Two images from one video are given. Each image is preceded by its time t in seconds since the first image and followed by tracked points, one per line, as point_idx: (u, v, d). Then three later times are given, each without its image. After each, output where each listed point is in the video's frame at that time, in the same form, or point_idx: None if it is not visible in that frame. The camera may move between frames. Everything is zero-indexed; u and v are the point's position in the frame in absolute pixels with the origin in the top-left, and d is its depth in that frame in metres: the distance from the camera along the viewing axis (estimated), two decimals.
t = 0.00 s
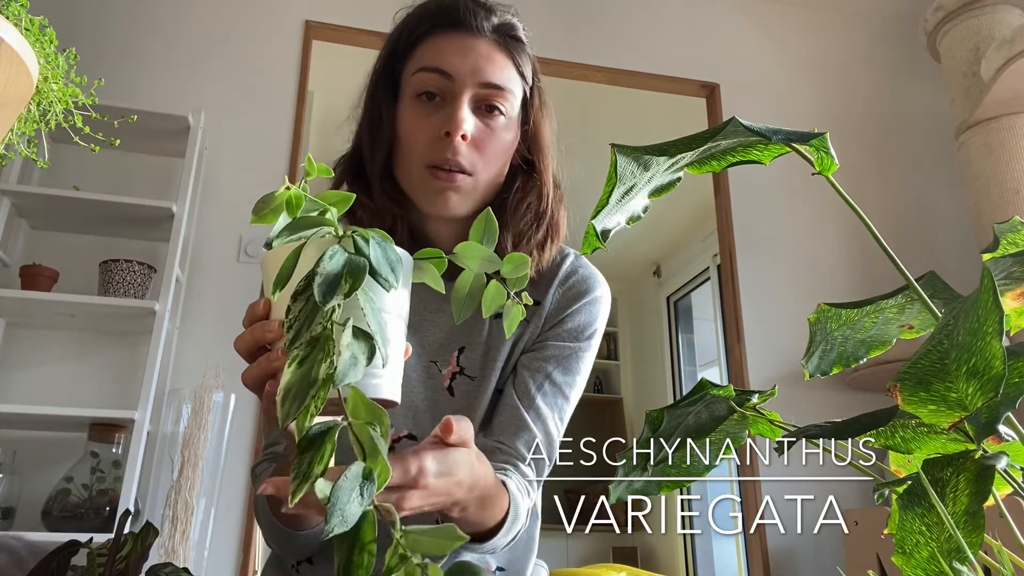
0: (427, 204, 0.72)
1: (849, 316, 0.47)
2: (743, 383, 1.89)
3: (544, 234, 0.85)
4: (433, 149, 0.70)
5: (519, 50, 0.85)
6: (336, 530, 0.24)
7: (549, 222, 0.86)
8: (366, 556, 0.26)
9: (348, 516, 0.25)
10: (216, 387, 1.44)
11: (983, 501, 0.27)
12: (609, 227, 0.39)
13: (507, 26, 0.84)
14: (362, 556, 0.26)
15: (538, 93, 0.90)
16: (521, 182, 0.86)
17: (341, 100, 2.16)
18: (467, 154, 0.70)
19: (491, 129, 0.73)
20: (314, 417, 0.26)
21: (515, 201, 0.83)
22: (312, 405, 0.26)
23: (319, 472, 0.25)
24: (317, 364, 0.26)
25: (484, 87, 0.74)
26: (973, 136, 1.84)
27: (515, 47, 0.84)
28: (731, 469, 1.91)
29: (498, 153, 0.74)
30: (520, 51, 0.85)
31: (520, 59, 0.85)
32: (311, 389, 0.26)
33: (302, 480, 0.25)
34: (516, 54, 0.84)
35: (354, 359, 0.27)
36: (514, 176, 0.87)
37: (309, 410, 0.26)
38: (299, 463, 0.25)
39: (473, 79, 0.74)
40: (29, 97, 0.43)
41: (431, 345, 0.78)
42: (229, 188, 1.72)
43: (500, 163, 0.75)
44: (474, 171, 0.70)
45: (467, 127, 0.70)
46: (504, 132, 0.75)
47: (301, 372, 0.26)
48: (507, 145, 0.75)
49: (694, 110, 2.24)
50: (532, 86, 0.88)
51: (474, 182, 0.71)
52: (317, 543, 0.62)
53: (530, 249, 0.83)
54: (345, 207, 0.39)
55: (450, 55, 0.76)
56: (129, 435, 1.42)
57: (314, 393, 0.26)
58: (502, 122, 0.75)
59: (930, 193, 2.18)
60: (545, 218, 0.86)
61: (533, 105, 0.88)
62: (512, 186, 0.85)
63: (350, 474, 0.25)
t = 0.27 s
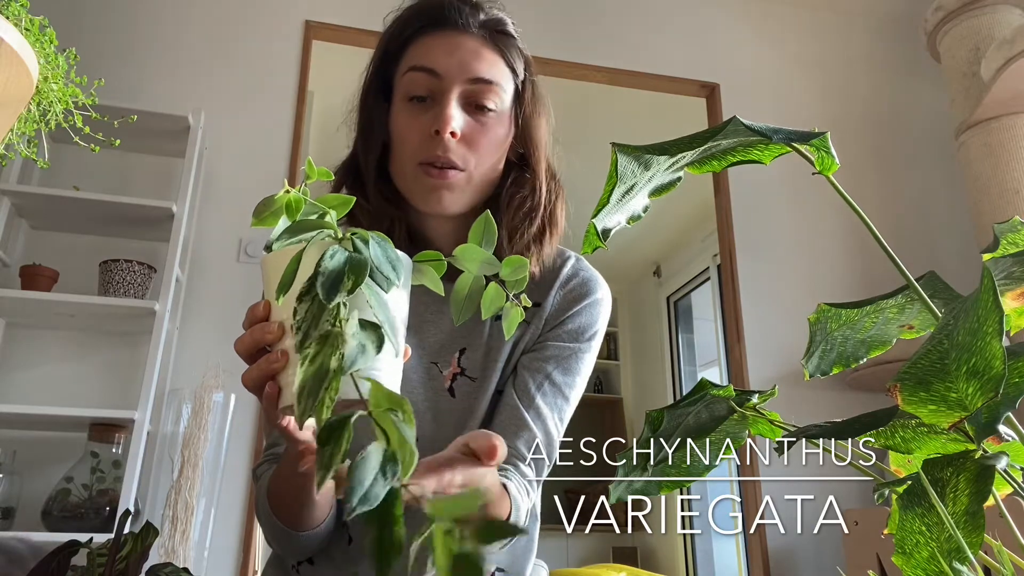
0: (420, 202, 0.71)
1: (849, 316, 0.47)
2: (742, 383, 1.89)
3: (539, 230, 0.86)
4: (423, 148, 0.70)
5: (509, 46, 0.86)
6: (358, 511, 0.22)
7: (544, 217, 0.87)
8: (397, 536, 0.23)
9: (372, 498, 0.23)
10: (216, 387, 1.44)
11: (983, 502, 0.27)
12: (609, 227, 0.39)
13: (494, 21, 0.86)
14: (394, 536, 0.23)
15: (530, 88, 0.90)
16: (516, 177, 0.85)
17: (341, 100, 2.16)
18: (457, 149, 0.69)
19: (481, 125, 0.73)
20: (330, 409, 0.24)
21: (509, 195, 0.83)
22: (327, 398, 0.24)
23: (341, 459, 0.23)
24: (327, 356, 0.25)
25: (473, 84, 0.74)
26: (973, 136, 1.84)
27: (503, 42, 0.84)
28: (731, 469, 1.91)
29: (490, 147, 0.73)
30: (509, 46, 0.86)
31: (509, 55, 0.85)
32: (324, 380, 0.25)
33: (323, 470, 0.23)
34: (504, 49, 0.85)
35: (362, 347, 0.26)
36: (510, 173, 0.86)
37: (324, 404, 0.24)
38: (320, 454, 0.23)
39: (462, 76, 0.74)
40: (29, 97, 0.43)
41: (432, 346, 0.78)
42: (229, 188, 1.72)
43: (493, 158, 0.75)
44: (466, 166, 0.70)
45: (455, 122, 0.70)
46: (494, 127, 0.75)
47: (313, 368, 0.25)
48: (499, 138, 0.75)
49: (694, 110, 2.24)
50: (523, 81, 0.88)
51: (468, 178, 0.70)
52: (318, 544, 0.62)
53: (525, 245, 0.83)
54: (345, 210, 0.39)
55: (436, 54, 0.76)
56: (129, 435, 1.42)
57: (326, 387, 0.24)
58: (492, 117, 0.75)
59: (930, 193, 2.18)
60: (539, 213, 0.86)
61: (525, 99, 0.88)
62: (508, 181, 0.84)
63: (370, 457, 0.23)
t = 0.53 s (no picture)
0: (420, 200, 0.71)
1: (849, 316, 0.47)
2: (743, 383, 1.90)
3: (540, 224, 0.86)
4: (421, 145, 0.70)
5: (503, 41, 0.86)
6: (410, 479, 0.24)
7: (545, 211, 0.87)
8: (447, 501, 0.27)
9: (417, 470, 0.25)
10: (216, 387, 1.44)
11: (983, 502, 0.27)
12: (609, 228, 0.39)
13: (487, 17, 0.86)
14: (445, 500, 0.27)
15: (527, 81, 0.91)
16: (516, 172, 0.86)
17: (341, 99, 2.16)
18: (456, 143, 0.70)
19: (479, 118, 0.73)
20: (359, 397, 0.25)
21: (509, 191, 0.84)
22: (354, 387, 0.25)
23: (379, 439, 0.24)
24: (347, 348, 0.25)
25: (469, 79, 0.74)
26: (973, 136, 1.84)
27: (495, 37, 0.85)
28: (731, 469, 1.90)
29: (489, 141, 0.73)
30: (503, 42, 0.86)
31: (504, 50, 0.85)
32: (349, 370, 0.25)
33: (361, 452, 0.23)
34: (499, 45, 0.85)
35: (383, 335, 0.27)
36: (509, 168, 0.87)
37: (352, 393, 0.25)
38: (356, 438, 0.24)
39: (458, 71, 0.74)
40: (29, 97, 0.43)
41: (434, 346, 0.79)
42: (229, 188, 1.72)
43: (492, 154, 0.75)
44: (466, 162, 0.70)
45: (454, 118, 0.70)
46: (492, 122, 0.75)
47: (333, 361, 0.25)
48: (498, 132, 0.75)
49: (694, 109, 2.24)
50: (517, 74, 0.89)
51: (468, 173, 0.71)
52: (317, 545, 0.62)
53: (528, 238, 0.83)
54: (346, 210, 0.39)
55: (431, 52, 0.76)
56: (129, 435, 1.42)
57: (351, 375, 0.25)
58: (491, 110, 0.75)
59: (930, 192, 2.18)
60: (540, 207, 0.86)
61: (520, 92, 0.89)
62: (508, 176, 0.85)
63: (409, 433, 0.25)
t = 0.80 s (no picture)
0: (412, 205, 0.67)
1: (849, 316, 0.47)
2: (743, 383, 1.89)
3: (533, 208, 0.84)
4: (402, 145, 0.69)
5: (471, 32, 0.89)
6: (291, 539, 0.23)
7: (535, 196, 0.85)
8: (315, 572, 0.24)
9: (301, 528, 0.23)
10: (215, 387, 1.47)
11: (983, 502, 0.27)
12: (609, 227, 0.39)
13: (452, 11, 0.89)
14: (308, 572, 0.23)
15: (501, 65, 0.93)
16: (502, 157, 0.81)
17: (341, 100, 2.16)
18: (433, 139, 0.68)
19: (453, 108, 0.73)
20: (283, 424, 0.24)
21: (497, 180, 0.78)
22: (281, 411, 0.24)
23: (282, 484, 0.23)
24: (290, 369, 0.24)
25: (435, 74, 0.77)
26: (973, 136, 1.84)
27: (461, 28, 0.88)
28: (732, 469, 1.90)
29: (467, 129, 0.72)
30: (472, 33, 0.89)
31: (471, 38, 0.88)
32: (282, 393, 0.24)
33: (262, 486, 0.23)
34: (465, 34, 0.88)
35: (328, 370, 0.25)
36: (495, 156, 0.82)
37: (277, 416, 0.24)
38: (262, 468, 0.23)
39: (423, 69, 0.77)
40: (30, 97, 0.43)
41: (433, 346, 0.76)
42: (229, 188, 1.72)
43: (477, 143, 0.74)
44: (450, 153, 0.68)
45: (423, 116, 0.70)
46: (467, 111, 0.74)
47: (272, 375, 0.24)
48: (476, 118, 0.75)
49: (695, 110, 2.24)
50: (492, 57, 0.91)
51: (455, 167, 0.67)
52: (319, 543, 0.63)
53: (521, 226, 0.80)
54: (335, 209, 0.40)
55: (397, 58, 0.79)
56: (129, 435, 1.42)
57: (281, 398, 0.24)
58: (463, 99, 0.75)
59: (930, 192, 2.18)
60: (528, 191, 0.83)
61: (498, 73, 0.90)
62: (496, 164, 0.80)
63: (310, 487, 0.23)
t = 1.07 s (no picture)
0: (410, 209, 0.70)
1: (849, 316, 0.47)
2: (743, 383, 1.88)
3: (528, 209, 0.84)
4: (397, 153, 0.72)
5: (464, 30, 0.89)
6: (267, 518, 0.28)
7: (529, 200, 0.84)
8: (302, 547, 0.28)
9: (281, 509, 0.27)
10: (215, 386, 1.48)
11: (983, 502, 0.27)
12: (609, 227, 0.39)
13: (445, 11, 0.90)
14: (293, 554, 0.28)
15: (495, 64, 0.91)
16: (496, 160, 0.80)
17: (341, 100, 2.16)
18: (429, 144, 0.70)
19: (448, 112, 0.75)
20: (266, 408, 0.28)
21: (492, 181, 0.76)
22: (262, 396, 0.28)
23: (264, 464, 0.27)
24: (273, 354, 0.28)
25: (429, 79, 0.78)
26: (972, 136, 1.84)
27: (454, 29, 0.87)
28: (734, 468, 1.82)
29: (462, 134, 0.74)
30: (463, 30, 0.89)
31: (465, 39, 0.88)
32: (265, 378, 0.28)
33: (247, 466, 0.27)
34: (459, 36, 0.88)
35: (307, 351, 0.28)
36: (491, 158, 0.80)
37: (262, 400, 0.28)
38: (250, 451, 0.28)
39: (417, 76, 0.78)
40: (30, 97, 0.43)
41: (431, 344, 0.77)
42: (229, 188, 1.72)
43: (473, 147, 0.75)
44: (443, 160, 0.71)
45: (419, 122, 0.72)
46: (462, 113, 0.76)
47: (258, 363, 0.28)
48: (471, 121, 0.76)
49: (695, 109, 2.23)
50: (487, 57, 0.90)
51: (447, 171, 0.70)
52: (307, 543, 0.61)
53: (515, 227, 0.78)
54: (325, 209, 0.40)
55: (391, 62, 0.82)
56: (129, 435, 1.42)
57: (264, 386, 0.28)
58: (457, 102, 0.77)
59: (931, 192, 2.18)
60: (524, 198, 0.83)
61: (492, 72, 0.89)
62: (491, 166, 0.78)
63: (289, 470, 0.27)
